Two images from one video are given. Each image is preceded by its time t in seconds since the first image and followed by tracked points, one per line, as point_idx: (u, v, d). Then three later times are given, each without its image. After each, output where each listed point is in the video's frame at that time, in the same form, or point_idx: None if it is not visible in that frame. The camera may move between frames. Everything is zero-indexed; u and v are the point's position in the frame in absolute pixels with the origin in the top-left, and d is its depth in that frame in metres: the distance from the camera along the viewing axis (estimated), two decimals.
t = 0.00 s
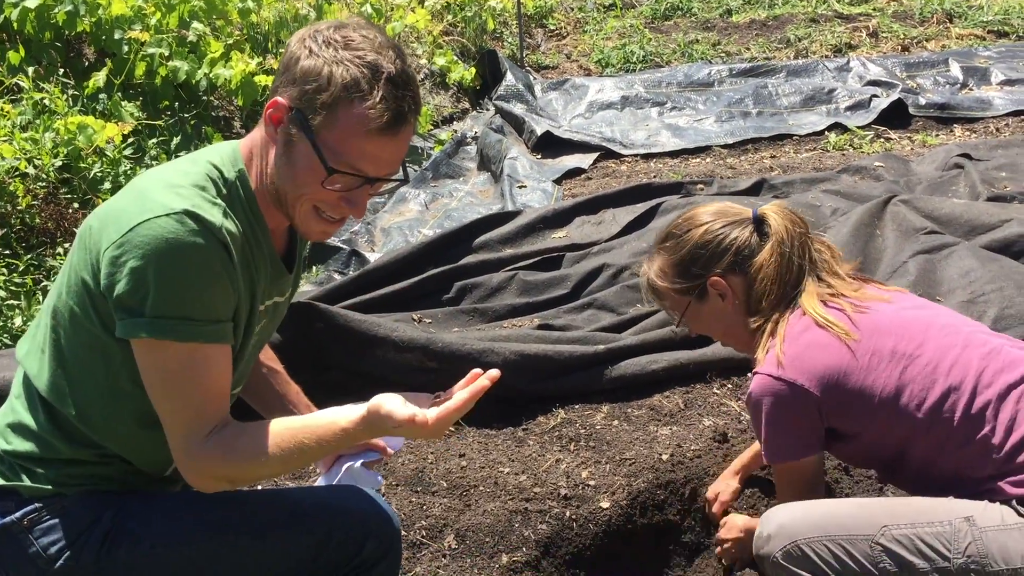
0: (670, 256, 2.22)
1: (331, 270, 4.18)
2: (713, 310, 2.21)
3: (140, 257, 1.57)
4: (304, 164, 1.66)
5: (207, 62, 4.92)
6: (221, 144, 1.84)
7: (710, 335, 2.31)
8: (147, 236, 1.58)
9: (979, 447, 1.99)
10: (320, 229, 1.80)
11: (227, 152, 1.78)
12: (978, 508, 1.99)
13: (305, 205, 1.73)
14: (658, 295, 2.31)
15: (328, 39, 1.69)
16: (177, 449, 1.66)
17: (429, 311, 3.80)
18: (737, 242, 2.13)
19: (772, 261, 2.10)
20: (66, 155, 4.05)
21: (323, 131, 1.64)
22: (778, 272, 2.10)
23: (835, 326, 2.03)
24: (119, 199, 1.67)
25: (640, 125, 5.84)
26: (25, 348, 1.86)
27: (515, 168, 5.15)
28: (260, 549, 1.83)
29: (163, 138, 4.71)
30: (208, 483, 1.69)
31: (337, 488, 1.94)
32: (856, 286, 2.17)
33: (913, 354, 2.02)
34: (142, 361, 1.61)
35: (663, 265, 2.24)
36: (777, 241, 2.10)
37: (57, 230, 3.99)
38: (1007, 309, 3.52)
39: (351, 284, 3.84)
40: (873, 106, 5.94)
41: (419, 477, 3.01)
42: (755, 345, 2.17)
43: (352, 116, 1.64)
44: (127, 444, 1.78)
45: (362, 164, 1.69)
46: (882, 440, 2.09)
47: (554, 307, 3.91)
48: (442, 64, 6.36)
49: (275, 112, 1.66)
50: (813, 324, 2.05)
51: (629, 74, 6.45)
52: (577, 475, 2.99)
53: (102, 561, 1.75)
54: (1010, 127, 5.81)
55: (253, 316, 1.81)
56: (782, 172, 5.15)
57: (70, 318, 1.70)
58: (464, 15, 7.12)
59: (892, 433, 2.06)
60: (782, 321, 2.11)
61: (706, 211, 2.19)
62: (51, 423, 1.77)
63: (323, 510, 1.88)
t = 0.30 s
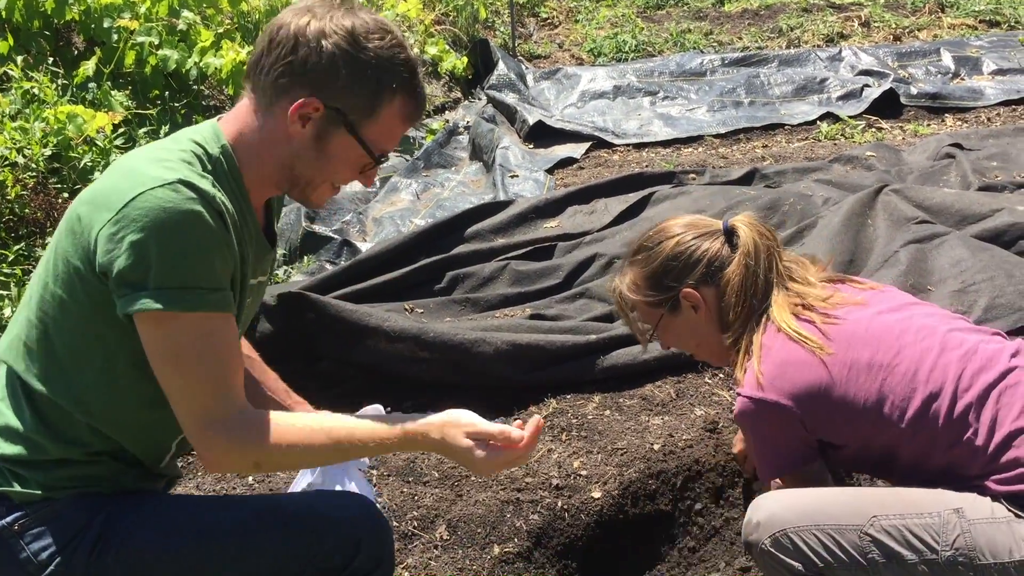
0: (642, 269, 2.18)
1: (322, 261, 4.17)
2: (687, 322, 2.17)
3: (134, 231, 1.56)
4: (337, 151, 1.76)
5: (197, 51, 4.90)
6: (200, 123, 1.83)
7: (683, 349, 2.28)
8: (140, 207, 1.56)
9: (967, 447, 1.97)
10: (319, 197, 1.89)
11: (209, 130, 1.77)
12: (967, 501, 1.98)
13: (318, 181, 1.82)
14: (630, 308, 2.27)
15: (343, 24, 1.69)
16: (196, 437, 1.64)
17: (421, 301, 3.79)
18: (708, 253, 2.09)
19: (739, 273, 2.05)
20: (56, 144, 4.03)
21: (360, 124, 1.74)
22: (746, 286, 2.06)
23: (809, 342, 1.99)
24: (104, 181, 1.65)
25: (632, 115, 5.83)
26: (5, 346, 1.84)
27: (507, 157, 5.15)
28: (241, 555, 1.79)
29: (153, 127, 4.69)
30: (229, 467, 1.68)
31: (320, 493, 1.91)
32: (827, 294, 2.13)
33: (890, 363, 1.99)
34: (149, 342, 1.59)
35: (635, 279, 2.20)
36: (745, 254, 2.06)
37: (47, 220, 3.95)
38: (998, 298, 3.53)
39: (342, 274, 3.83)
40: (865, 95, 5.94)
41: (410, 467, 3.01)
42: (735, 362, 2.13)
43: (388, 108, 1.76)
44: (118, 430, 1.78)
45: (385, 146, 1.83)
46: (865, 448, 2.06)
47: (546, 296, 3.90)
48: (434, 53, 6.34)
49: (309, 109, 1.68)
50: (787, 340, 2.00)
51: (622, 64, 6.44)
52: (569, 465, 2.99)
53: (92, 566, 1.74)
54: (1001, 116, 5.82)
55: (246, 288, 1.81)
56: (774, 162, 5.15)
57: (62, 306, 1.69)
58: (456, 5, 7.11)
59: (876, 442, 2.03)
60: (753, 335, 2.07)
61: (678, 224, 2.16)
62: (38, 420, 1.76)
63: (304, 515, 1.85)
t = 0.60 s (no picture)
0: (661, 247, 2.10)
1: (321, 256, 4.16)
2: (696, 307, 2.09)
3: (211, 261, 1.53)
4: (352, 152, 1.84)
5: (194, 46, 4.89)
6: (209, 128, 1.77)
7: (689, 335, 2.19)
8: (217, 237, 1.53)
9: (948, 452, 1.93)
10: (318, 201, 1.94)
11: (223, 142, 1.72)
12: (964, 506, 1.95)
13: (327, 182, 1.88)
14: (647, 286, 2.18)
15: (349, 33, 1.76)
16: (218, 442, 1.68)
17: (419, 296, 3.78)
18: (726, 240, 2.02)
19: (756, 263, 1.99)
20: (53, 140, 4.04)
21: (373, 125, 1.81)
22: (760, 274, 1.99)
23: (802, 328, 1.94)
24: (155, 199, 1.58)
25: (630, 109, 5.82)
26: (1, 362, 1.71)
27: (505, 151, 5.15)
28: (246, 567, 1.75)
29: (150, 123, 4.68)
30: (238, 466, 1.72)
31: (335, 510, 1.84)
32: (835, 290, 2.06)
33: (880, 357, 1.94)
34: (191, 358, 1.60)
35: (654, 257, 2.12)
36: (765, 244, 1.99)
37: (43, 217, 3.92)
38: (997, 291, 3.54)
39: (341, 269, 3.81)
40: (864, 88, 5.93)
41: (410, 462, 3.01)
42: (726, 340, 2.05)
43: (395, 107, 1.84)
44: (128, 451, 1.72)
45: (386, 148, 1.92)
46: (847, 443, 2.01)
47: (546, 291, 3.89)
48: (432, 47, 6.34)
49: (331, 115, 1.75)
50: (786, 325, 1.95)
51: (620, 58, 6.42)
52: (568, 459, 2.99)
53: None
54: (999, 109, 5.82)
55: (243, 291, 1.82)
56: (773, 155, 5.14)
57: (93, 322, 1.61)
58: None
59: (858, 437, 1.98)
60: (755, 317, 1.99)
61: (699, 210, 2.09)
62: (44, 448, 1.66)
63: (316, 536, 1.79)
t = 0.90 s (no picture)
0: (652, 261, 2.13)
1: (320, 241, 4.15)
2: (685, 318, 2.11)
3: (252, 298, 1.59)
4: (366, 185, 1.93)
5: (191, 30, 4.87)
6: (234, 157, 1.80)
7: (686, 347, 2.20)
8: (259, 274, 1.59)
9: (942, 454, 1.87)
10: (328, 232, 2.02)
11: (253, 178, 1.78)
12: (978, 507, 1.86)
13: (340, 213, 1.95)
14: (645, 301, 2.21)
15: (365, 71, 1.86)
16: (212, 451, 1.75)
17: (419, 280, 3.77)
18: (708, 253, 2.03)
19: (734, 272, 1.99)
20: (51, 124, 4.00)
21: (385, 157, 1.91)
22: (740, 283, 1.99)
23: (788, 332, 1.92)
24: (193, 223, 1.61)
25: (630, 92, 5.79)
26: None
27: (504, 135, 5.12)
28: (261, 534, 1.77)
29: (148, 106, 4.67)
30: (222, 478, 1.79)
31: (341, 478, 1.90)
32: (824, 296, 2.03)
33: (871, 361, 1.90)
34: (207, 385, 1.66)
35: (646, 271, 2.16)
36: (744, 255, 1.99)
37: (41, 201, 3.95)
38: (998, 274, 3.53)
39: (340, 254, 3.80)
40: (865, 71, 5.91)
41: (410, 446, 3.00)
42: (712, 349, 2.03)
43: (406, 141, 1.94)
44: (128, 452, 1.73)
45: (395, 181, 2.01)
46: (838, 448, 1.97)
47: (545, 275, 3.89)
48: (430, 30, 6.35)
49: (348, 149, 1.84)
50: (772, 333, 1.93)
51: (620, 40, 6.38)
52: (569, 443, 2.98)
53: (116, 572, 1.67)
54: (1001, 91, 5.79)
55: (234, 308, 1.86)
56: (774, 138, 5.12)
57: (110, 332, 1.60)
58: None
59: (850, 441, 1.94)
60: (739, 327, 1.98)
61: (690, 225, 2.12)
62: (46, 453, 1.63)
63: (326, 503, 1.83)
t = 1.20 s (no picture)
0: (662, 232, 2.13)
1: (316, 217, 4.13)
2: (693, 292, 2.10)
3: (256, 273, 1.59)
4: (350, 159, 1.90)
5: (185, 4, 4.84)
6: (220, 127, 1.79)
7: (694, 324, 2.21)
8: (262, 250, 1.59)
9: (949, 433, 1.85)
10: (315, 205, 1.99)
11: (236, 146, 1.76)
12: (984, 495, 1.83)
13: (323, 187, 1.92)
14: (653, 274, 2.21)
15: (350, 46, 1.84)
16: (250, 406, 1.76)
17: (416, 256, 3.75)
18: (720, 226, 2.02)
19: (745, 247, 1.98)
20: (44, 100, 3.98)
21: (370, 132, 1.88)
22: (751, 257, 1.98)
23: (799, 306, 1.91)
24: (196, 198, 1.61)
25: (628, 68, 5.75)
26: None
27: (502, 111, 5.08)
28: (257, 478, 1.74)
29: (143, 81, 4.63)
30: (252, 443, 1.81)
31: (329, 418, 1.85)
32: (834, 271, 2.03)
33: (881, 338, 1.88)
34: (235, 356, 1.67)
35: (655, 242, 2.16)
36: (756, 230, 1.98)
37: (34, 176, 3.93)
38: (996, 249, 3.52)
39: (336, 230, 3.79)
40: (864, 46, 5.87)
41: (407, 422, 2.99)
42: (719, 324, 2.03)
43: (390, 116, 1.92)
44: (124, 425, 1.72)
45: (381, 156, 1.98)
46: (846, 426, 1.96)
47: (542, 251, 3.87)
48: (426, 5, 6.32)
49: (332, 122, 1.81)
50: (781, 305, 1.93)
51: (619, 15, 6.31)
52: (566, 419, 2.98)
53: (113, 535, 1.66)
54: (1001, 66, 5.76)
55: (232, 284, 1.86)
56: (772, 113, 5.09)
57: (111, 304, 1.60)
58: None
59: (858, 420, 1.93)
60: (748, 301, 1.97)
61: (704, 199, 2.11)
62: (36, 426, 1.62)
63: (317, 442, 1.79)
